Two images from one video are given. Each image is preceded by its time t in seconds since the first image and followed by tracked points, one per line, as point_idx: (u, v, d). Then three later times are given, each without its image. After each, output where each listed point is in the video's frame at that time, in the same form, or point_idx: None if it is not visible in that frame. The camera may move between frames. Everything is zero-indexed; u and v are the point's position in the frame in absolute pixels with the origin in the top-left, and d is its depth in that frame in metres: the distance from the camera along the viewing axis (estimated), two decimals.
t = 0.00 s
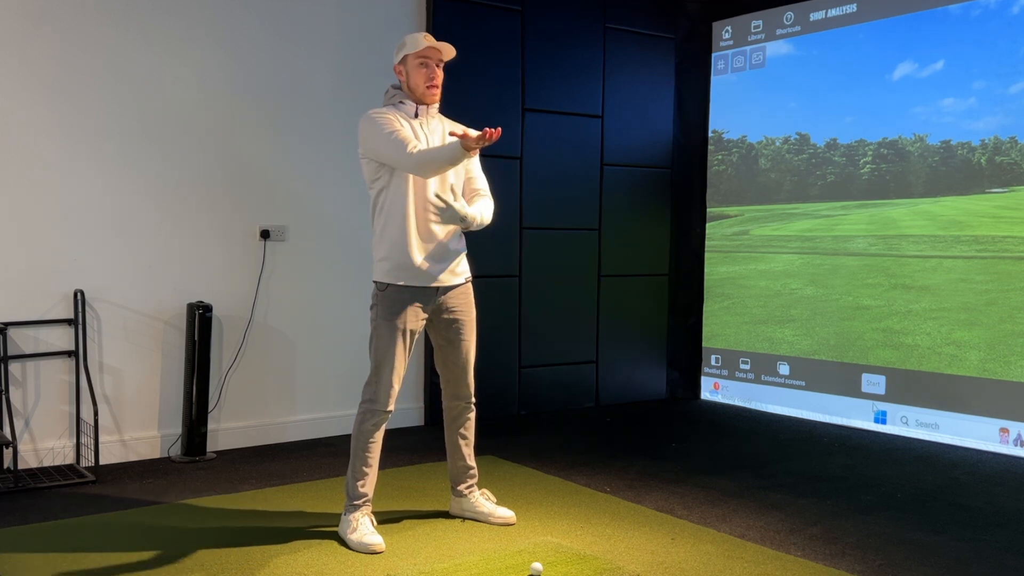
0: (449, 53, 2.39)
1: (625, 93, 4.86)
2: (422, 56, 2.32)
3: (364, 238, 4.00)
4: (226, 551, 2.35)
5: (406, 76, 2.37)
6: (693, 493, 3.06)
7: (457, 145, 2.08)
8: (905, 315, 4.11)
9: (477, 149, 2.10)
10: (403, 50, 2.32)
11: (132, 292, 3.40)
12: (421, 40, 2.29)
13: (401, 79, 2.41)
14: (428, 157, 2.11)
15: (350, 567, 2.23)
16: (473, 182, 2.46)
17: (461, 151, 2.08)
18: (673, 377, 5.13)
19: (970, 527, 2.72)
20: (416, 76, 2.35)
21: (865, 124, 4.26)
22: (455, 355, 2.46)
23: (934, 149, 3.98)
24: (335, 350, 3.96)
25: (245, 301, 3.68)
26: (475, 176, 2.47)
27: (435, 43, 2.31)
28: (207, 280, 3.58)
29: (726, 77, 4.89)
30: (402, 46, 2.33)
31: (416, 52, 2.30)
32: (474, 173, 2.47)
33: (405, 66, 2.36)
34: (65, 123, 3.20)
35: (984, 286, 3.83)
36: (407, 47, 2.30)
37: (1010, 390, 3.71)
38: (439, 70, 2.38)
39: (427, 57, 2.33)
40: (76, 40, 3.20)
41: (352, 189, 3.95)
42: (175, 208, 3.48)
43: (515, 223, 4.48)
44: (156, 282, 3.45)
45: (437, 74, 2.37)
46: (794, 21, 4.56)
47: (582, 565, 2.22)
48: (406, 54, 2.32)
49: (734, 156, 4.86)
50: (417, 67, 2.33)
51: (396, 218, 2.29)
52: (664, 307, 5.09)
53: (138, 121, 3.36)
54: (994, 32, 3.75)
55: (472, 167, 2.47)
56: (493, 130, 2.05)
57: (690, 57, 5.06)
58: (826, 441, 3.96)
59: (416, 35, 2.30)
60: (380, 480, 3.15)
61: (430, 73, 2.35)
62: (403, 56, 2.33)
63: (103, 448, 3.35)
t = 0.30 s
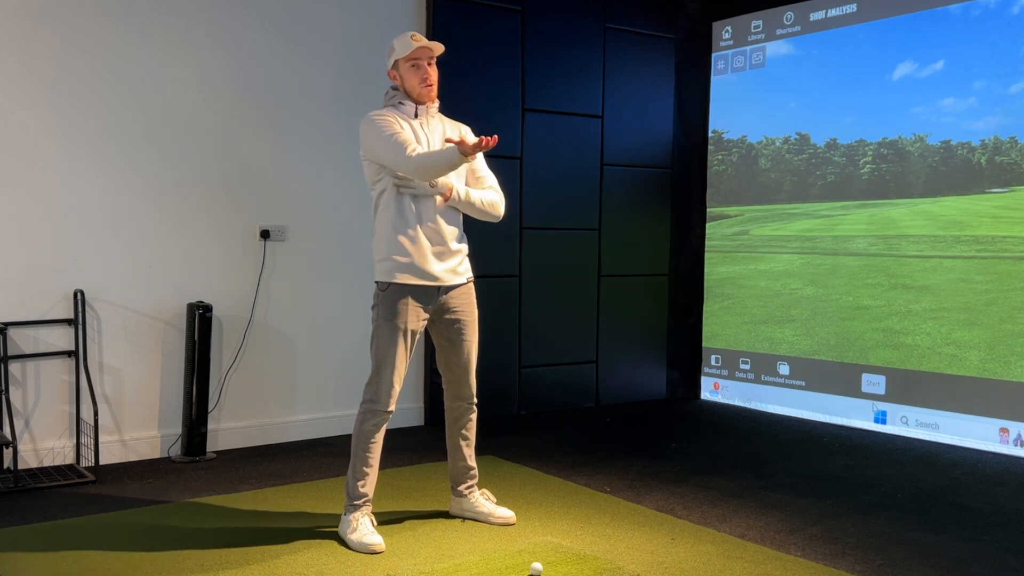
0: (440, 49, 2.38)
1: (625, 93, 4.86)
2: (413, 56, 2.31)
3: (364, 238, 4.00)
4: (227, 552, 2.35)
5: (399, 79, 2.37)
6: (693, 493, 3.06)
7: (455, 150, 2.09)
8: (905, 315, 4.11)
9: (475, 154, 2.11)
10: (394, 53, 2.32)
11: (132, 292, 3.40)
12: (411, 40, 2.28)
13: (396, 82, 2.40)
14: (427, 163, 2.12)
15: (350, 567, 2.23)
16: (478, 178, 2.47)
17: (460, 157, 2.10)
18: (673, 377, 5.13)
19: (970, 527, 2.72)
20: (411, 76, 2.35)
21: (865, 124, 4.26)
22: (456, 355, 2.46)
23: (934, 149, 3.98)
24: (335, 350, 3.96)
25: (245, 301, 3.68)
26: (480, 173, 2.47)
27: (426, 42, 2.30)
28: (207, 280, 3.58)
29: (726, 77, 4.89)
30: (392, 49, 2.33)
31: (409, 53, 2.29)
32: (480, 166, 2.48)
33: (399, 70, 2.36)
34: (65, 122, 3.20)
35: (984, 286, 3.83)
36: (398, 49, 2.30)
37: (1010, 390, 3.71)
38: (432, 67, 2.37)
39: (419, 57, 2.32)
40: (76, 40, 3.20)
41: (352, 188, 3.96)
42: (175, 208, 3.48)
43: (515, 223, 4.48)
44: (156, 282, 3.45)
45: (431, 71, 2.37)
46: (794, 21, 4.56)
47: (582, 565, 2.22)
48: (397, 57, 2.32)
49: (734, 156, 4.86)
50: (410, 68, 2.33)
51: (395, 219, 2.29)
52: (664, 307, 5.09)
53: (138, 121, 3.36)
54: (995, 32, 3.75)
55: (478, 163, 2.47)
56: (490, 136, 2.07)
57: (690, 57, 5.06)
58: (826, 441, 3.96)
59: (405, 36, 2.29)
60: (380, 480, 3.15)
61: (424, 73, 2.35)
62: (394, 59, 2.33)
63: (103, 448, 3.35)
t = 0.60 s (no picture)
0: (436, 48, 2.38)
1: (625, 93, 4.86)
2: (410, 56, 2.31)
3: (364, 237, 4.00)
4: (226, 552, 2.35)
5: (396, 80, 2.37)
6: (693, 493, 3.06)
7: (452, 150, 2.10)
8: (905, 315, 4.11)
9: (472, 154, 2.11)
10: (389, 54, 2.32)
11: (132, 292, 3.40)
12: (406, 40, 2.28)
13: (392, 83, 2.40)
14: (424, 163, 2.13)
15: (350, 567, 2.23)
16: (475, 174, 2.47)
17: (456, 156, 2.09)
18: (673, 377, 5.13)
19: (970, 527, 2.72)
20: (407, 77, 2.34)
21: (865, 124, 4.26)
22: (456, 355, 2.46)
23: (934, 149, 3.98)
24: (335, 350, 3.96)
25: (245, 301, 3.68)
26: (479, 172, 2.47)
27: (422, 42, 2.30)
28: (207, 280, 3.58)
29: (726, 77, 4.89)
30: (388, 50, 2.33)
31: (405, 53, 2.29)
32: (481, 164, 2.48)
33: (395, 70, 2.36)
34: (65, 122, 3.20)
35: (984, 286, 3.83)
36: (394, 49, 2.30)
37: (1010, 390, 3.71)
38: (429, 68, 2.38)
39: (415, 57, 2.32)
40: (76, 39, 3.20)
41: (352, 188, 3.96)
42: (175, 208, 3.48)
43: (515, 223, 4.48)
44: (156, 281, 3.45)
45: (428, 71, 2.37)
46: (794, 21, 4.56)
47: (583, 565, 2.22)
48: (393, 58, 2.32)
49: (734, 156, 4.86)
50: (407, 68, 2.33)
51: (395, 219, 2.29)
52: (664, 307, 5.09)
53: (138, 121, 3.36)
54: (994, 32, 3.75)
55: (477, 162, 2.47)
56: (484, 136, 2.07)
57: (690, 57, 5.06)
58: (826, 441, 3.96)
59: (401, 37, 2.29)
60: (380, 480, 3.15)
61: (420, 73, 2.34)
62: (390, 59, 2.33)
63: (103, 448, 3.35)
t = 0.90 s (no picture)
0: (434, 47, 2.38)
1: (625, 93, 4.86)
2: (409, 55, 2.31)
3: (364, 237, 4.00)
4: (226, 552, 2.35)
5: (394, 80, 2.37)
6: (693, 493, 3.06)
7: (448, 153, 2.10)
8: (905, 315, 4.11)
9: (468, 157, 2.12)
10: (388, 53, 2.32)
11: (132, 292, 3.40)
12: (406, 39, 2.28)
13: (391, 82, 2.40)
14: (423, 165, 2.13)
15: (349, 567, 2.23)
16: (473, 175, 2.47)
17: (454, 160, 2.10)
18: (673, 377, 5.13)
19: (970, 527, 2.72)
20: (406, 77, 2.34)
21: (865, 124, 4.26)
22: (455, 355, 2.46)
23: (934, 149, 3.98)
24: (335, 350, 3.96)
25: (245, 301, 3.68)
26: (477, 174, 2.47)
27: (421, 40, 2.30)
28: (207, 280, 3.58)
29: (726, 77, 4.89)
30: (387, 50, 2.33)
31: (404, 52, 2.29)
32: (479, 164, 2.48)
33: (394, 69, 2.36)
34: (65, 122, 3.20)
35: (984, 286, 3.83)
36: (393, 48, 2.30)
37: (1009, 390, 3.71)
38: (428, 66, 2.37)
39: (414, 56, 2.32)
40: (76, 39, 3.20)
41: (352, 188, 3.96)
42: (175, 208, 3.48)
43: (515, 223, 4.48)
44: (156, 281, 3.45)
45: (427, 70, 2.36)
46: (794, 21, 4.56)
47: (583, 565, 2.22)
48: (393, 57, 2.32)
49: (734, 156, 4.86)
50: (406, 68, 2.33)
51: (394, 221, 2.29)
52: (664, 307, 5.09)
53: (138, 121, 3.36)
54: (994, 32, 3.75)
55: (474, 163, 2.47)
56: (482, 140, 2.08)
57: (690, 56, 5.06)
58: (826, 441, 3.96)
59: (400, 36, 2.29)
60: (380, 480, 3.15)
61: (419, 72, 2.34)
62: (389, 59, 2.33)
63: (103, 448, 3.35)
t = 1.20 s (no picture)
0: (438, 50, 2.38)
1: (625, 93, 4.86)
2: (412, 58, 2.31)
3: (364, 238, 4.00)
4: (226, 551, 2.35)
5: (395, 80, 2.37)
6: (693, 493, 3.06)
7: (446, 155, 2.10)
8: (905, 315, 4.11)
9: (466, 160, 2.12)
10: (390, 54, 2.32)
11: (132, 292, 3.40)
12: (408, 41, 2.29)
13: (392, 83, 2.40)
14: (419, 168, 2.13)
15: (349, 567, 2.23)
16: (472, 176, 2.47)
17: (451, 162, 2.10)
18: (673, 377, 5.13)
19: (970, 527, 2.72)
20: (407, 79, 2.34)
21: (865, 124, 4.26)
22: (455, 355, 2.46)
23: (934, 149, 3.98)
24: (335, 349, 3.96)
25: (245, 301, 3.68)
26: (475, 177, 2.48)
27: (423, 44, 2.30)
28: (207, 280, 3.58)
29: (726, 77, 4.89)
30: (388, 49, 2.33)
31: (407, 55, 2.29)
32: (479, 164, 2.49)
33: (395, 70, 2.36)
34: (65, 122, 3.20)
35: (984, 286, 3.83)
36: (394, 49, 2.30)
37: (1010, 390, 3.71)
38: (430, 69, 2.37)
39: (417, 58, 2.32)
40: (76, 39, 3.20)
41: (352, 188, 3.96)
42: (175, 208, 3.48)
43: (515, 223, 4.48)
44: (156, 281, 3.45)
45: (429, 73, 2.37)
46: (794, 21, 4.56)
47: (582, 565, 2.22)
48: (395, 58, 2.32)
49: (734, 156, 4.86)
50: (407, 69, 2.33)
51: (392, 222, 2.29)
52: (664, 307, 5.09)
53: (138, 121, 3.36)
54: (994, 32, 3.75)
55: (474, 165, 2.48)
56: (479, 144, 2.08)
57: (690, 56, 5.06)
58: (826, 441, 3.96)
59: (403, 38, 2.29)
60: (379, 479, 3.15)
61: (422, 74, 2.34)
62: (390, 59, 2.32)
63: (103, 448, 3.35)
